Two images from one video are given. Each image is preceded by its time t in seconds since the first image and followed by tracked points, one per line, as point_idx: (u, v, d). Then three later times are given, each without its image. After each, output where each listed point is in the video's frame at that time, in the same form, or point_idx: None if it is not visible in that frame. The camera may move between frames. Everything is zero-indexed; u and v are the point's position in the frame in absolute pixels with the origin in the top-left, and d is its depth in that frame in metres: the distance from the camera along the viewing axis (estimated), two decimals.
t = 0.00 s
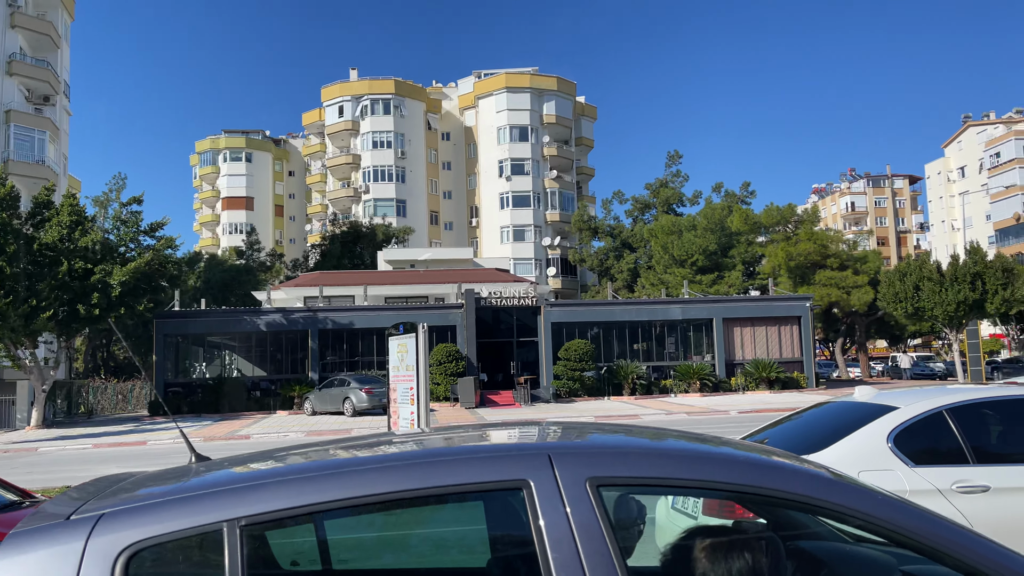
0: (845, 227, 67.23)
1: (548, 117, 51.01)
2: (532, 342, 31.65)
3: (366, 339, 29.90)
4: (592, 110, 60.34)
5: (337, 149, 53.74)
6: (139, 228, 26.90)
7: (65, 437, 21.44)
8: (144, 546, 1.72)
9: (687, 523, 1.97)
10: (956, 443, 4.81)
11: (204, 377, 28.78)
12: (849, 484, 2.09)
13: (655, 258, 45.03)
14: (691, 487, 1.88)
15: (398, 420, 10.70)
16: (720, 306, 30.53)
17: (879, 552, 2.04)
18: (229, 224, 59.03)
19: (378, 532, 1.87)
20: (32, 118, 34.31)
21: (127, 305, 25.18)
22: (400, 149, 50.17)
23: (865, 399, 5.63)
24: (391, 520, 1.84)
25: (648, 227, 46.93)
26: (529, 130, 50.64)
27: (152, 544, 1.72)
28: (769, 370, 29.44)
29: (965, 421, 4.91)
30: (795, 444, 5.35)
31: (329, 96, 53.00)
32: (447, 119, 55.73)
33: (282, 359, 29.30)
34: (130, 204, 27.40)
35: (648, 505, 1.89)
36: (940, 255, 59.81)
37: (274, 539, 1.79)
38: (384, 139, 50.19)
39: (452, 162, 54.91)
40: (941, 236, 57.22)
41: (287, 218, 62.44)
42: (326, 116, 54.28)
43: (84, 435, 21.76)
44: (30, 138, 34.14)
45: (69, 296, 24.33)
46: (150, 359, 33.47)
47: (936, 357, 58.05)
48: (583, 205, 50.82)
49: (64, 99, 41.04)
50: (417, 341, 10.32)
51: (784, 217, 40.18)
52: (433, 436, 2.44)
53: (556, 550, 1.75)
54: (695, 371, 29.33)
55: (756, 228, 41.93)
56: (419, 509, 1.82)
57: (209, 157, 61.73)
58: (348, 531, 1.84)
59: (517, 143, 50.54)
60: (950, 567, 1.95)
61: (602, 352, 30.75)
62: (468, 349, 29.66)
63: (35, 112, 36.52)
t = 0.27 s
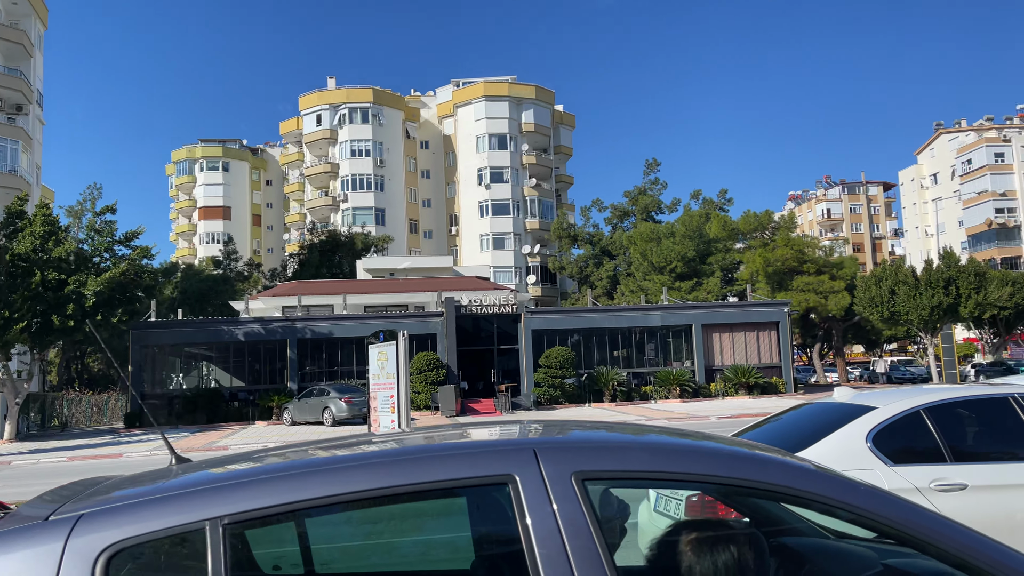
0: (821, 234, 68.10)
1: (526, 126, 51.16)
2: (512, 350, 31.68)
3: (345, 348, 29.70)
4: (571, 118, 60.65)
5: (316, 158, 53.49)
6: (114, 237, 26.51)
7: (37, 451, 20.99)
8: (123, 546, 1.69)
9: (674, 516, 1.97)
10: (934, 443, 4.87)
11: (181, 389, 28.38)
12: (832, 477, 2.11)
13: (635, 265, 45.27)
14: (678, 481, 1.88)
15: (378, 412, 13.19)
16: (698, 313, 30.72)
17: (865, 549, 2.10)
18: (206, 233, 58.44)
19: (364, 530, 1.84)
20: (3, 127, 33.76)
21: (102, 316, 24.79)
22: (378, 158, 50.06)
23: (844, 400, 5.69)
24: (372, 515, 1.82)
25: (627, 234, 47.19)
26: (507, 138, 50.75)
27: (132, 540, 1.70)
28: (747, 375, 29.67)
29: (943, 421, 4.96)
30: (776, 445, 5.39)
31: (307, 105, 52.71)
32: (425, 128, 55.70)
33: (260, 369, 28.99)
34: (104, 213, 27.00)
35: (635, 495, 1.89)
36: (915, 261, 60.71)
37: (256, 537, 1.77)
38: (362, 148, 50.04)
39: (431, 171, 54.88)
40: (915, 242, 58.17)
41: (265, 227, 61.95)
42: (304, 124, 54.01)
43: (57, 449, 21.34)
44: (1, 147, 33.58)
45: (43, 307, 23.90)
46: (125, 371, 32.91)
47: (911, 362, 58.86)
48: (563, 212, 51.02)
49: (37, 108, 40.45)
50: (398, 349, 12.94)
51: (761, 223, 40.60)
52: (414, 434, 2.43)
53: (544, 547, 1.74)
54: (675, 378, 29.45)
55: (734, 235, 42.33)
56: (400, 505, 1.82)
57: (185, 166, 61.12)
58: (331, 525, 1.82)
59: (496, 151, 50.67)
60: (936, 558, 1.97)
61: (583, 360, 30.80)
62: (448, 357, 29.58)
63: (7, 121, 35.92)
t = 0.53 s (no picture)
0: (799, 235, 68.87)
1: (506, 129, 51.18)
2: (494, 353, 31.74)
3: (326, 352, 29.50)
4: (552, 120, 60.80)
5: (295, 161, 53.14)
6: (90, 241, 26.10)
7: (10, 458, 20.59)
8: (106, 534, 1.74)
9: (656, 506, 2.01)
10: (912, 438, 4.93)
11: (159, 394, 28.01)
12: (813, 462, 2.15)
13: (616, 267, 45.45)
14: (662, 467, 1.91)
15: (358, 414, 13.33)
16: (678, 314, 30.90)
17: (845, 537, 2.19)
18: (184, 237, 57.80)
19: (354, 524, 1.94)
20: None
21: (77, 321, 24.39)
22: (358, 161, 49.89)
23: (825, 395, 5.75)
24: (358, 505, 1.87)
25: (608, 237, 47.38)
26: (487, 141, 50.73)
27: (114, 531, 1.74)
28: (728, 376, 29.87)
29: (921, 416, 5.03)
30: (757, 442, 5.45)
31: (286, 108, 52.38)
32: (405, 131, 55.55)
33: (240, 374, 28.71)
34: (79, 217, 26.56)
35: (616, 483, 1.94)
36: (891, 262, 61.53)
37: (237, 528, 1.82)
38: (341, 151, 49.82)
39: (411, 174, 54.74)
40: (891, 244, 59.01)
41: (243, 231, 61.45)
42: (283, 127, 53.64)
43: (31, 456, 20.94)
44: None
45: (16, 312, 23.49)
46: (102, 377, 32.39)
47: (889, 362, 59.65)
48: (543, 215, 51.13)
49: (9, 110, 39.79)
50: (379, 351, 13.11)
51: (741, 225, 40.98)
52: (395, 426, 2.45)
53: (530, 535, 1.76)
54: (656, 379, 29.59)
55: (714, 237, 42.66)
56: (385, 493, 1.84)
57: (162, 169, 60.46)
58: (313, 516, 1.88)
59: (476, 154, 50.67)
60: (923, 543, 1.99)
61: (564, 362, 30.88)
62: (429, 361, 29.51)
63: None
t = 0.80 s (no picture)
0: (782, 236, 69.40)
1: (491, 129, 51.14)
2: (478, 354, 31.77)
3: (309, 354, 29.34)
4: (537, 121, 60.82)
5: (278, 162, 52.83)
6: (69, 242, 25.80)
7: None
8: (89, 526, 1.73)
9: (640, 498, 2.04)
10: (894, 433, 4.99)
11: (141, 397, 27.74)
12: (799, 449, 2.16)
13: (600, 268, 45.54)
14: (649, 456, 1.92)
15: (342, 414, 13.34)
16: (662, 315, 31.01)
17: (827, 528, 2.23)
18: (166, 239, 57.24)
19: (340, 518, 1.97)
20: None
21: (56, 323, 24.08)
22: (342, 162, 49.69)
23: (806, 392, 5.82)
24: (343, 496, 1.88)
25: (593, 237, 47.49)
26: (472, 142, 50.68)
27: (95, 523, 1.73)
28: (711, 376, 30.01)
29: (903, 412, 5.08)
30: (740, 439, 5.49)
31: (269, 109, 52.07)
32: (389, 132, 55.36)
33: (223, 376, 28.49)
34: (58, 217, 26.22)
35: (601, 474, 1.96)
36: (873, 262, 62.19)
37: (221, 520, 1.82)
38: (325, 152, 49.59)
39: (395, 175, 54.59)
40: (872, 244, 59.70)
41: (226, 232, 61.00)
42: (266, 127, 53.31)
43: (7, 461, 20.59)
44: None
45: None
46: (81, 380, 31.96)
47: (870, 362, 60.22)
48: (528, 216, 51.16)
49: None
50: (364, 353, 13.11)
51: (724, 226, 41.21)
52: (382, 417, 2.43)
53: (518, 527, 1.76)
54: (640, 379, 29.69)
55: (697, 237, 42.90)
56: (372, 483, 1.85)
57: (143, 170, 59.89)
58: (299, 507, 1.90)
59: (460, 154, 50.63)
60: (912, 531, 2.00)
61: (549, 362, 30.94)
62: (414, 362, 29.45)
63: None
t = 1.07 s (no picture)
0: (767, 235, 69.91)
1: (477, 130, 51.07)
2: (465, 354, 31.77)
3: (295, 355, 29.19)
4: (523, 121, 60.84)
5: (263, 162, 52.48)
6: (51, 242, 25.49)
7: None
8: (72, 525, 1.71)
9: (627, 495, 2.05)
10: (879, 430, 5.03)
11: (125, 399, 27.45)
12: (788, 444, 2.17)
13: (587, 268, 45.62)
14: (639, 452, 1.93)
15: (329, 413, 13.31)
16: (648, 314, 31.12)
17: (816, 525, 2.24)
18: (149, 239, 56.74)
19: (327, 516, 1.96)
20: None
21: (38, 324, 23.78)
22: (328, 162, 49.46)
23: (792, 390, 5.85)
24: (332, 493, 1.88)
25: (579, 238, 47.61)
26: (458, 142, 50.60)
27: (78, 523, 1.71)
28: (698, 375, 30.10)
29: (888, 409, 5.13)
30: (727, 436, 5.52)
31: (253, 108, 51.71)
32: (375, 132, 55.17)
33: (208, 377, 28.26)
34: (40, 217, 25.91)
35: (590, 472, 1.96)
36: (857, 262, 62.80)
37: (206, 520, 1.81)
38: (311, 152, 49.34)
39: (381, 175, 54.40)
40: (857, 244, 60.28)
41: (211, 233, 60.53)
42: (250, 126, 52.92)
43: None
44: None
45: None
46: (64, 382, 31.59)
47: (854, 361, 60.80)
48: (514, 216, 51.17)
49: None
50: (350, 352, 13.06)
51: (710, 225, 41.49)
52: (369, 415, 2.42)
53: (507, 525, 1.76)
54: (627, 379, 29.77)
55: (683, 237, 43.13)
56: (360, 480, 1.84)
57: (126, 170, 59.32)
58: (284, 506, 1.89)
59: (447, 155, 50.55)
60: (898, 526, 2.02)
61: (536, 362, 30.97)
62: (401, 362, 29.39)
63: None
